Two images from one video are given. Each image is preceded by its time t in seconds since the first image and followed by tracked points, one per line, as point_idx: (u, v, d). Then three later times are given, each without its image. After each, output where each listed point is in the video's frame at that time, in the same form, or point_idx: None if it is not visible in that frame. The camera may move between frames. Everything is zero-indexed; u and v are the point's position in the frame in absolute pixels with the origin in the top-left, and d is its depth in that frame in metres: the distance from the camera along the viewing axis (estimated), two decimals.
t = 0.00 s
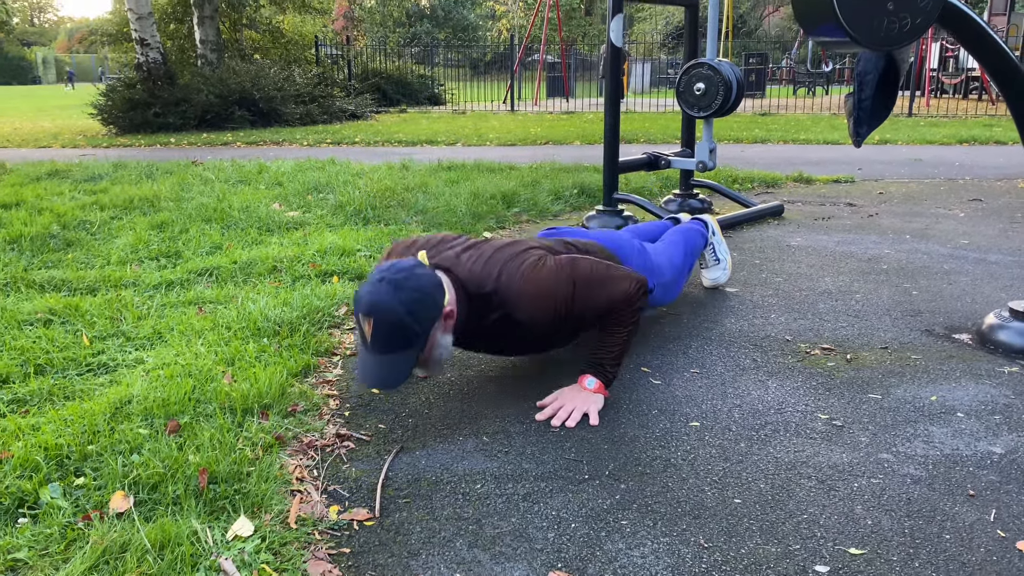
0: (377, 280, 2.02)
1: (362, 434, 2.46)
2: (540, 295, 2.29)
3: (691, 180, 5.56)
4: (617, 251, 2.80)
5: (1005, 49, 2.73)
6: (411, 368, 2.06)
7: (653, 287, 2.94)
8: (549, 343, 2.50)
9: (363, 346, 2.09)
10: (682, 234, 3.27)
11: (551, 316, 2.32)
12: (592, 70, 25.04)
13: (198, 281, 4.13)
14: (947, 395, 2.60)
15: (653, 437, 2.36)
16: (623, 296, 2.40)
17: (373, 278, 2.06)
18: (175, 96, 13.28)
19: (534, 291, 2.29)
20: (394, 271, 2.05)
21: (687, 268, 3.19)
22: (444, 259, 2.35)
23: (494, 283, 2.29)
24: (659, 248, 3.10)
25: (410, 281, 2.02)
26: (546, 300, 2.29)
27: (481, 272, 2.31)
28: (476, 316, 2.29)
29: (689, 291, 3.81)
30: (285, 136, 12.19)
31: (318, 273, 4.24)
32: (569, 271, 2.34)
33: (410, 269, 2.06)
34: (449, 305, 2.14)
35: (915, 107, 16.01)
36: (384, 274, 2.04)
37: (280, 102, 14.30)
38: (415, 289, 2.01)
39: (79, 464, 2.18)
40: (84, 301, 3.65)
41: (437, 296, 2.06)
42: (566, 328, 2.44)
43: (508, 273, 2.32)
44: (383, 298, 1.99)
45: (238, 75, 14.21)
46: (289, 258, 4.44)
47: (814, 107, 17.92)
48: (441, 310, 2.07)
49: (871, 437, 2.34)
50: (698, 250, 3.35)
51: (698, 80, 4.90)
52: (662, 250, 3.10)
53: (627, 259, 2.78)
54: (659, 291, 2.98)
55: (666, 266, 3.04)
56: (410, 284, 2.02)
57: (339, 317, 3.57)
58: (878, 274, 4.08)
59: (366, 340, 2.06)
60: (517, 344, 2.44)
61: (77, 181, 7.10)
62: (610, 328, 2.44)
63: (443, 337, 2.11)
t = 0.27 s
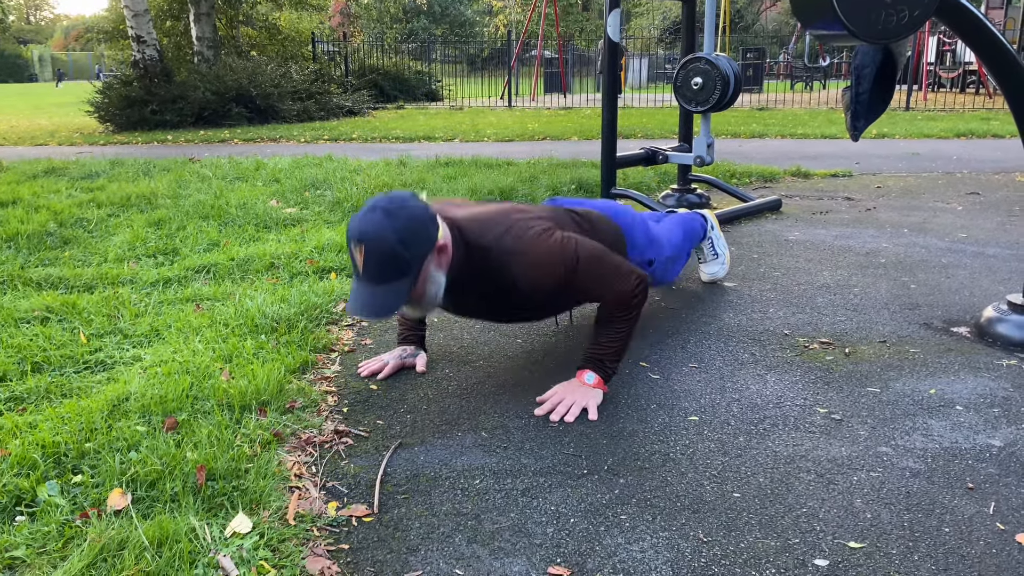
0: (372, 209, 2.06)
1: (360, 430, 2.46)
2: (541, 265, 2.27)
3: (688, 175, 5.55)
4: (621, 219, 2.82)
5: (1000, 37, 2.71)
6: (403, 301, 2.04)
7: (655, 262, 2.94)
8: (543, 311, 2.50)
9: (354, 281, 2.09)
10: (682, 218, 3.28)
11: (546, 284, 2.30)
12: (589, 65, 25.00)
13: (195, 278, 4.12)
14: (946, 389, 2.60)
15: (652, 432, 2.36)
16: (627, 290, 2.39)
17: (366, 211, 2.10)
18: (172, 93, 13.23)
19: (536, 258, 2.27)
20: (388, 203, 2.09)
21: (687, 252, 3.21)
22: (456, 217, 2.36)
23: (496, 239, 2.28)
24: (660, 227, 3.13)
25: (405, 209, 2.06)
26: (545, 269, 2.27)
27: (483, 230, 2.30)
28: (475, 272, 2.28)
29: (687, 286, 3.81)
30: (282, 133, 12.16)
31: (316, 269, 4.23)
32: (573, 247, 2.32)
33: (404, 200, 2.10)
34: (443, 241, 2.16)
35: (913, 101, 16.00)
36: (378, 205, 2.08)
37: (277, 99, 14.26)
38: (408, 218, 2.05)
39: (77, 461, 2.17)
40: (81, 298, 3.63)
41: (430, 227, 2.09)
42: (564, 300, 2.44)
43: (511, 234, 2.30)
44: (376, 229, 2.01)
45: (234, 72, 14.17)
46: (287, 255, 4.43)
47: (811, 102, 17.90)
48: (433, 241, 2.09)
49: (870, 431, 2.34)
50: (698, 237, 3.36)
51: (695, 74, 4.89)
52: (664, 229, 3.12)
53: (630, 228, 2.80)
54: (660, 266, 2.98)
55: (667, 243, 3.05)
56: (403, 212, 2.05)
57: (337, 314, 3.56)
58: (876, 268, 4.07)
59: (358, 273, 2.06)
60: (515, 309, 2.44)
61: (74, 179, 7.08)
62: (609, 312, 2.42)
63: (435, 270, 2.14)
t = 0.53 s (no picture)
0: (382, 43, 2.01)
1: (357, 427, 2.45)
2: (543, 156, 2.19)
3: (685, 171, 5.54)
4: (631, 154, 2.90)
5: (996, 31, 2.70)
6: (414, 139, 2.00)
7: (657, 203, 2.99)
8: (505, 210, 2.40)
9: (365, 118, 2.05)
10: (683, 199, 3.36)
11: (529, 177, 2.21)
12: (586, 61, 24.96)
13: (191, 275, 4.10)
14: (942, 383, 2.60)
15: (648, 427, 2.36)
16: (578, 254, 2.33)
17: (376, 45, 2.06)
18: (168, 91, 13.20)
19: (540, 147, 2.20)
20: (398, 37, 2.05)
21: (685, 225, 3.29)
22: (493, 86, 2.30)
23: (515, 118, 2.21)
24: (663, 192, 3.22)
25: (414, 42, 2.01)
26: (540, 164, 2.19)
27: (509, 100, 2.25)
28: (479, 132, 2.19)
29: (684, 281, 3.81)
30: (278, 130, 12.13)
31: (312, 266, 4.22)
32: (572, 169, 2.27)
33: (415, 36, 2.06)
34: (455, 83, 2.11)
35: (910, 96, 16.00)
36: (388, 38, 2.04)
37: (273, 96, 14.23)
38: (418, 52, 2.00)
39: (72, 459, 2.17)
40: (77, 296, 3.62)
41: (441, 64, 2.05)
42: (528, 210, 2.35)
43: (530, 123, 2.23)
44: (385, 59, 1.97)
45: (230, 69, 14.12)
46: (283, 252, 4.42)
47: (808, 97, 17.89)
48: (444, 80, 2.05)
49: (866, 426, 2.34)
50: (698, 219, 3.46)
51: (691, 70, 4.89)
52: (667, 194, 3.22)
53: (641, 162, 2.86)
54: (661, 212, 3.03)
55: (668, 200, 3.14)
56: (413, 45, 2.01)
57: (333, 311, 3.55)
58: (873, 263, 4.07)
59: (369, 110, 2.02)
60: (488, 194, 2.33)
61: (69, 176, 7.05)
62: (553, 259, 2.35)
63: (446, 115, 2.08)
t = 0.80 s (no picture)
0: (366, 192, 1.88)
1: (352, 424, 2.45)
2: (541, 235, 2.12)
3: (680, 166, 5.54)
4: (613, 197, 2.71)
5: (989, 26, 2.70)
6: (402, 281, 1.91)
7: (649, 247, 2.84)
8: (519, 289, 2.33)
9: (352, 261, 1.97)
10: (676, 208, 3.27)
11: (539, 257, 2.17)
12: (582, 57, 24.95)
13: (186, 272, 4.09)
14: (936, 377, 2.61)
15: (644, 422, 2.36)
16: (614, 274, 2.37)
17: (360, 192, 1.92)
18: (162, 87, 13.15)
19: (537, 230, 2.11)
20: (383, 185, 1.89)
21: (679, 243, 3.16)
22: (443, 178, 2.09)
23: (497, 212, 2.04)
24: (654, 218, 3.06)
25: (400, 192, 1.87)
26: (546, 247, 2.15)
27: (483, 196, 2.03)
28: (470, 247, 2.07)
29: (679, 277, 3.81)
30: (273, 127, 12.11)
31: (307, 263, 4.21)
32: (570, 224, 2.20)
33: (401, 182, 1.91)
34: (442, 216, 1.96)
35: (905, 91, 16.02)
36: (372, 187, 1.90)
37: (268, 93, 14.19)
38: (404, 201, 1.86)
39: (66, 457, 2.16)
40: (71, 293, 3.61)
41: (428, 207, 1.90)
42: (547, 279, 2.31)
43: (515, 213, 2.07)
44: (369, 204, 1.86)
45: (225, 65, 14.08)
46: (277, 248, 4.41)
47: (803, 93, 17.90)
48: (433, 223, 1.91)
49: (861, 421, 2.34)
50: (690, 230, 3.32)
51: (686, 65, 4.88)
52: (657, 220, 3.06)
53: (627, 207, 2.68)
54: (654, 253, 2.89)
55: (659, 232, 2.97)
56: (398, 195, 1.86)
57: (328, 307, 3.54)
58: (868, 258, 4.08)
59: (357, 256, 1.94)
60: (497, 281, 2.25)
61: (63, 173, 7.02)
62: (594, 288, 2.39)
63: (434, 255, 1.95)
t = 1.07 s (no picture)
0: (352, 284, 1.96)
1: (346, 421, 2.44)
2: (522, 292, 2.23)
3: (675, 164, 5.54)
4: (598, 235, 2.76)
5: (984, 23, 2.69)
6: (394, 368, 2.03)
7: (638, 276, 2.91)
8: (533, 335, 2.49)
9: (344, 346, 2.06)
10: (668, 217, 3.27)
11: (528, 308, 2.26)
12: (577, 55, 24.93)
13: (180, 270, 4.07)
14: (930, 373, 2.62)
15: (638, 419, 2.36)
16: (607, 282, 2.35)
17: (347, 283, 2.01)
18: (156, 85, 13.09)
19: (516, 288, 2.23)
20: (369, 275, 1.99)
21: (672, 254, 3.19)
22: (428, 255, 2.32)
23: (475, 281, 2.24)
24: (644, 235, 3.08)
25: (386, 283, 1.95)
26: (527, 296, 2.23)
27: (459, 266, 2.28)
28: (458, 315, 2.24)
29: (674, 274, 3.81)
30: (267, 124, 12.07)
31: (302, 260, 4.20)
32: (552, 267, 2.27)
33: (386, 272, 1.99)
34: (428, 303, 2.07)
35: (899, 88, 16.04)
36: (358, 278, 1.98)
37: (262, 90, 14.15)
38: (391, 292, 1.95)
39: (59, 455, 2.15)
40: (64, 291, 3.59)
41: (414, 295, 1.99)
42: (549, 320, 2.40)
43: (495, 280, 2.24)
44: (355, 304, 1.94)
45: (219, 63, 14.04)
46: (272, 246, 4.39)
47: (798, 91, 17.93)
48: (419, 310, 2.00)
49: (855, 417, 2.34)
50: (682, 233, 3.34)
51: (681, 62, 4.87)
52: (647, 236, 3.08)
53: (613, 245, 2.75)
54: (644, 278, 2.96)
55: (651, 252, 3.01)
56: (384, 286, 1.95)
57: (322, 305, 3.53)
58: (862, 255, 4.09)
59: (346, 345, 2.03)
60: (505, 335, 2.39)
61: (56, 171, 6.99)
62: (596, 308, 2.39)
63: (423, 338, 2.06)
